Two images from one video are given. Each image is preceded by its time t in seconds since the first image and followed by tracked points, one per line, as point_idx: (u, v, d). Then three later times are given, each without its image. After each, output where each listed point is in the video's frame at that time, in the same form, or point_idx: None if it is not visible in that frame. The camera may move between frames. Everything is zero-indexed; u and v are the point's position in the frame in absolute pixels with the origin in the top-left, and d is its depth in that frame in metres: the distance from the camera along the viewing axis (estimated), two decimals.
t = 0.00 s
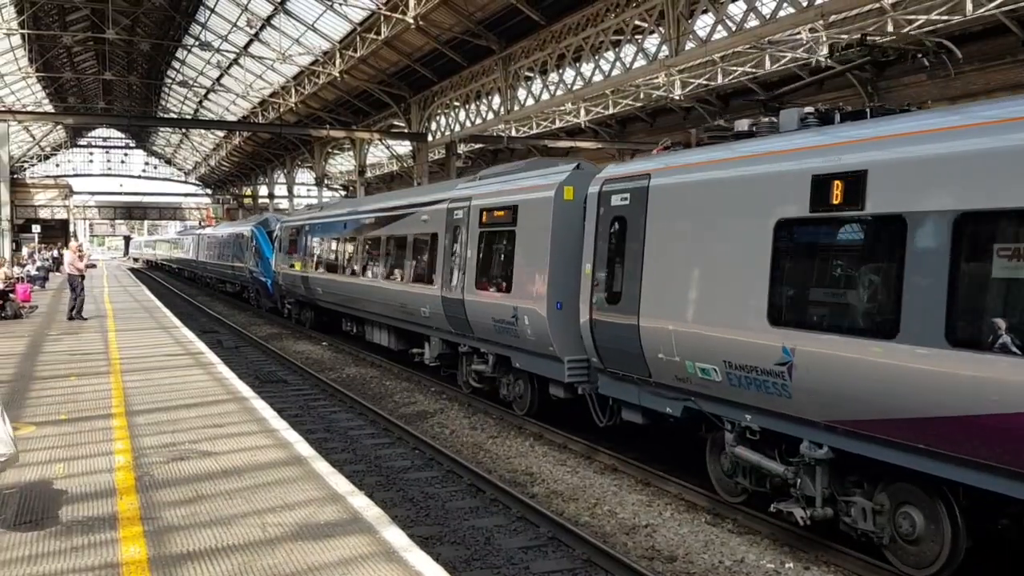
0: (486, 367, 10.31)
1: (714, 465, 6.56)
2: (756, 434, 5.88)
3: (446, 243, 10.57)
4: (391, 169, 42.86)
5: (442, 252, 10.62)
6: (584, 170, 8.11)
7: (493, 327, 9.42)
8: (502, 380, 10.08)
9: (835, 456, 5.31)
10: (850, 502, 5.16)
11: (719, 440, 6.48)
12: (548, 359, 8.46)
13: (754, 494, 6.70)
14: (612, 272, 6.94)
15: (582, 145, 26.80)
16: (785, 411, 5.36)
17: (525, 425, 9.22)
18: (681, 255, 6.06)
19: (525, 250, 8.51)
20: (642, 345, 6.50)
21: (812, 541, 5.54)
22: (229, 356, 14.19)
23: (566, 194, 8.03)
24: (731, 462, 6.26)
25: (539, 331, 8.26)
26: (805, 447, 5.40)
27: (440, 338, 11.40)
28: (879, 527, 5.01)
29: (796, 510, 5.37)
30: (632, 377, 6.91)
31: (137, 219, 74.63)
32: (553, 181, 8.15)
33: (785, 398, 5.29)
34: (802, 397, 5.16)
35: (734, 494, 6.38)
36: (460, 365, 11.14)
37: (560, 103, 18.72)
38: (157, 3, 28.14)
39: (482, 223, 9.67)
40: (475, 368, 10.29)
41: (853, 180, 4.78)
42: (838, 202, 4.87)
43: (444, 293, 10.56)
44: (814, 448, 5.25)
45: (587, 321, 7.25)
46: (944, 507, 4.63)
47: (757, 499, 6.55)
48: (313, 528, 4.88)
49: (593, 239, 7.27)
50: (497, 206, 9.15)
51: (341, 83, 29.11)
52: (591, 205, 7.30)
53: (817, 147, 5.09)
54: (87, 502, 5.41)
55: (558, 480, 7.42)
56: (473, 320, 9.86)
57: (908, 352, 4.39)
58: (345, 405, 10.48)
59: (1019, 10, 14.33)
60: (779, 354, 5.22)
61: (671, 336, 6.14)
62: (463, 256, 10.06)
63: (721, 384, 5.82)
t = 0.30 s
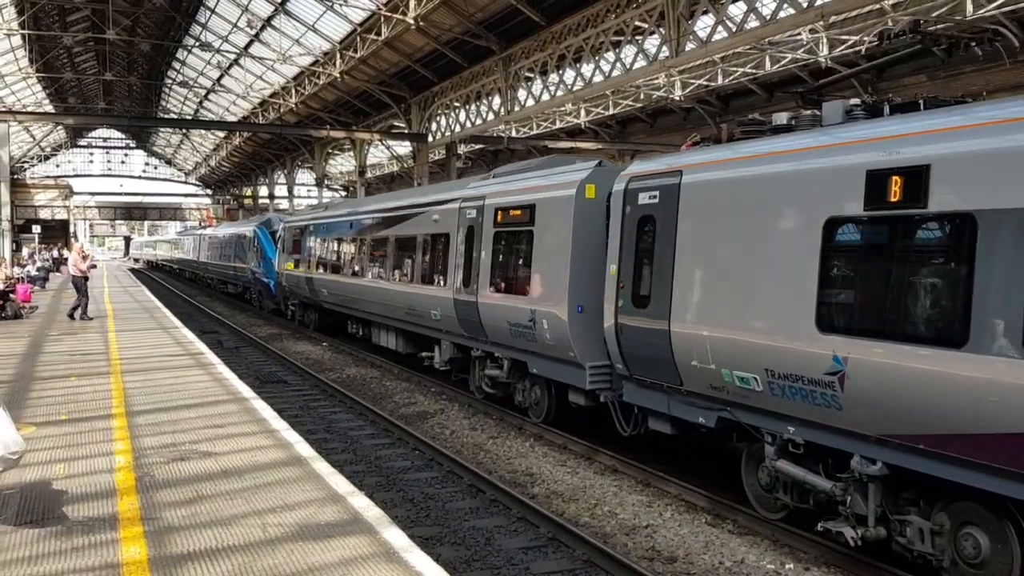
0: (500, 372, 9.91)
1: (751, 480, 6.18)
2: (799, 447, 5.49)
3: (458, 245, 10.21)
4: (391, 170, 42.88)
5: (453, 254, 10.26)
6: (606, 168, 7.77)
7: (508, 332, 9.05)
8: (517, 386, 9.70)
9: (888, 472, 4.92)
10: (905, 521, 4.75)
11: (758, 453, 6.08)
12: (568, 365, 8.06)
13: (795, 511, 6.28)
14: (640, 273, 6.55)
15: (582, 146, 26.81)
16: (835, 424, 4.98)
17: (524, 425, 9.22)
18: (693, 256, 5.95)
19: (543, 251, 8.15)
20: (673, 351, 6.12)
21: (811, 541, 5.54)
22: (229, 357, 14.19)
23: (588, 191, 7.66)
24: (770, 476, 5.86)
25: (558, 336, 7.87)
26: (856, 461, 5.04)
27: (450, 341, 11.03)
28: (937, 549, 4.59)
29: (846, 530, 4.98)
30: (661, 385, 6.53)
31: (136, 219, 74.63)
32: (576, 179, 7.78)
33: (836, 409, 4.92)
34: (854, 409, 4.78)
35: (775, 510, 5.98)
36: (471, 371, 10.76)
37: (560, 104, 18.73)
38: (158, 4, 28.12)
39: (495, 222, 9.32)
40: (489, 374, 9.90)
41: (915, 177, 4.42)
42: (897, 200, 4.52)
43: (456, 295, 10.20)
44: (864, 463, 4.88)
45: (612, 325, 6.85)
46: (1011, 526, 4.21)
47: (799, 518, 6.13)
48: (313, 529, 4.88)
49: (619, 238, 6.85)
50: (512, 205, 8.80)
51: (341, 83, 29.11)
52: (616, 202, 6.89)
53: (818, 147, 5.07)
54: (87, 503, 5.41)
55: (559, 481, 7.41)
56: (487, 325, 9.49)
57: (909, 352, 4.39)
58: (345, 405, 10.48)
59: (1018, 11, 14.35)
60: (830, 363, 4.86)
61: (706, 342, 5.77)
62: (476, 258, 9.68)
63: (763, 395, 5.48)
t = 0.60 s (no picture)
0: (513, 377, 9.62)
1: (788, 496, 5.80)
2: (843, 461, 5.13)
3: (469, 246, 9.93)
4: (389, 170, 42.83)
5: (464, 256, 9.95)
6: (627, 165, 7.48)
7: (522, 336, 8.74)
8: (530, 393, 9.38)
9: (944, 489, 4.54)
10: (962, 542, 4.40)
11: (797, 466, 5.70)
12: (586, 371, 7.78)
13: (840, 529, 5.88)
14: (668, 275, 6.24)
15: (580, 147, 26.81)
16: (889, 437, 4.63)
17: (523, 425, 9.24)
18: (700, 256, 5.88)
19: (561, 253, 7.85)
20: (704, 357, 5.81)
21: (809, 542, 5.54)
22: (227, 357, 14.18)
23: (608, 190, 7.36)
24: (806, 491, 5.47)
25: (576, 340, 7.58)
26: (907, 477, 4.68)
27: (459, 345, 10.72)
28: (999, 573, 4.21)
29: (896, 550, 4.64)
30: (689, 393, 6.23)
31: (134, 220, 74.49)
32: (596, 177, 7.48)
33: (888, 423, 4.57)
34: (909, 423, 4.43)
35: (816, 527, 5.61)
36: (482, 376, 10.44)
37: (558, 104, 18.72)
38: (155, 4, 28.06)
39: (508, 222, 9.03)
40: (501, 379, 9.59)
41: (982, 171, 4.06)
42: (956, 198, 4.18)
43: (466, 298, 9.91)
44: (917, 480, 4.52)
45: (636, 330, 6.57)
46: None
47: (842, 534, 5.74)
48: (312, 529, 4.88)
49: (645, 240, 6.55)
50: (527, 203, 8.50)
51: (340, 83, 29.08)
52: (642, 202, 6.61)
53: (817, 147, 5.04)
54: (85, 503, 5.40)
55: (557, 481, 7.42)
56: (499, 329, 9.19)
57: (909, 352, 4.38)
58: (343, 406, 10.48)
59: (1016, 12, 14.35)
60: (883, 372, 4.52)
61: (739, 349, 5.48)
62: (488, 259, 9.39)
63: (806, 405, 5.14)
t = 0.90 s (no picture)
0: (526, 383, 9.21)
1: (830, 512, 5.44)
2: (893, 476, 4.79)
3: (481, 246, 9.61)
4: (388, 171, 42.80)
5: (465, 257, 9.99)
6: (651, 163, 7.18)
7: (540, 342, 8.41)
8: (545, 399, 9.03)
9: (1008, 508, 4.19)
10: None
11: (841, 480, 5.35)
12: (607, 377, 7.47)
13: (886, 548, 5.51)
14: (698, 276, 5.89)
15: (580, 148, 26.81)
16: (944, 451, 4.29)
17: (523, 426, 9.24)
18: (702, 256, 5.85)
19: (581, 254, 7.54)
20: (739, 365, 5.46)
21: (809, 542, 5.54)
22: (227, 358, 14.19)
23: (631, 187, 7.06)
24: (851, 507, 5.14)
25: (598, 345, 7.25)
26: (964, 493, 4.34)
27: (469, 348, 10.43)
28: None
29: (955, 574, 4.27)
30: (720, 402, 5.88)
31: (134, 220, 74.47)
32: (617, 174, 7.19)
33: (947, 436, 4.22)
34: (969, 437, 4.10)
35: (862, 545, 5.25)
36: (493, 382, 10.12)
37: (558, 105, 18.71)
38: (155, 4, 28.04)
39: (524, 221, 8.68)
40: (516, 384, 9.24)
41: None
42: None
43: (478, 300, 9.60)
44: (977, 497, 4.18)
45: (663, 335, 6.21)
46: None
47: (890, 553, 5.37)
48: (311, 530, 4.88)
49: (670, 236, 6.18)
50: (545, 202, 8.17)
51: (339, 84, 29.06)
52: (671, 199, 6.21)
53: (818, 148, 5.02)
54: (85, 503, 5.40)
55: (557, 481, 7.43)
56: (513, 333, 8.87)
57: (906, 350, 4.33)
58: (343, 406, 10.48)
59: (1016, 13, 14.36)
60: (942, 382, 4.15)
61: (775, 353, 5.16)
62: (500, 260, 9.08)
63: (852, 416, 4.79)
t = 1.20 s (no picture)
0: (542, 389, 8.89)
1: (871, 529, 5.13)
2: (946, 491, 4.51)
3: (493, 247, 9.32)
4: (388, 170, 42.78)
5: (464, 258, 10.05)
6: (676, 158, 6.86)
7: (556, 346, 8.09)
8: (562, 405, 8.71)
9: None
10: None
11: (884, 492, 5.02)
12: (628, 383, 7.16)
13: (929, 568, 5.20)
14: (730, 279, 5.60)
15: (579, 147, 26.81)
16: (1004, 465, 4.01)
17: (522, 426, 9.23)
18: (703, 257, 5.86)
19: (601, 253, 7.22)
20: (776, 372, 5.17)
21: (809, 542, 5.53)
22: (226, 358, 14.19)
23: (654, 185, 6.74)
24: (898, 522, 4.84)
25: (619, 349, 6.94)
26: None
27: (480, 351, 10.15)
28: None
29: None
30: (754, 410, 5.58)
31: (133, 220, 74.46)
32: (640, 170, 6.87)
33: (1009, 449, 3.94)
34: None
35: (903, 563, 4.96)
36: (505, 387, 9.82)
37: (557, 104, 18.70)
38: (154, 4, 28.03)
39: (540, 220, 8.34)
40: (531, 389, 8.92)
41: None
42: None
43: (490, 303, 9.29)
44: None
45: (692, 339, 5.92)
46: None
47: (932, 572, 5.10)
48: (311, 530, 4.88)
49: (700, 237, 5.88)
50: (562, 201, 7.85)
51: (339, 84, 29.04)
52: (700, 197, 5.92)
53: (817, 148, 5.02)
54: (84, 504, 5.40)
55: (556, 481, 7.43)
56: (529, 337, 8.56)
57: (905, 349, 4.32)
58: (342, 406, 10.48)
59: (1015, 13, 14.37)
60: (1006, 393, 3.86)
61: (789, 357, 5.05)
62: (514, 261, 8.77)
63: (903, 428, 4.50)
